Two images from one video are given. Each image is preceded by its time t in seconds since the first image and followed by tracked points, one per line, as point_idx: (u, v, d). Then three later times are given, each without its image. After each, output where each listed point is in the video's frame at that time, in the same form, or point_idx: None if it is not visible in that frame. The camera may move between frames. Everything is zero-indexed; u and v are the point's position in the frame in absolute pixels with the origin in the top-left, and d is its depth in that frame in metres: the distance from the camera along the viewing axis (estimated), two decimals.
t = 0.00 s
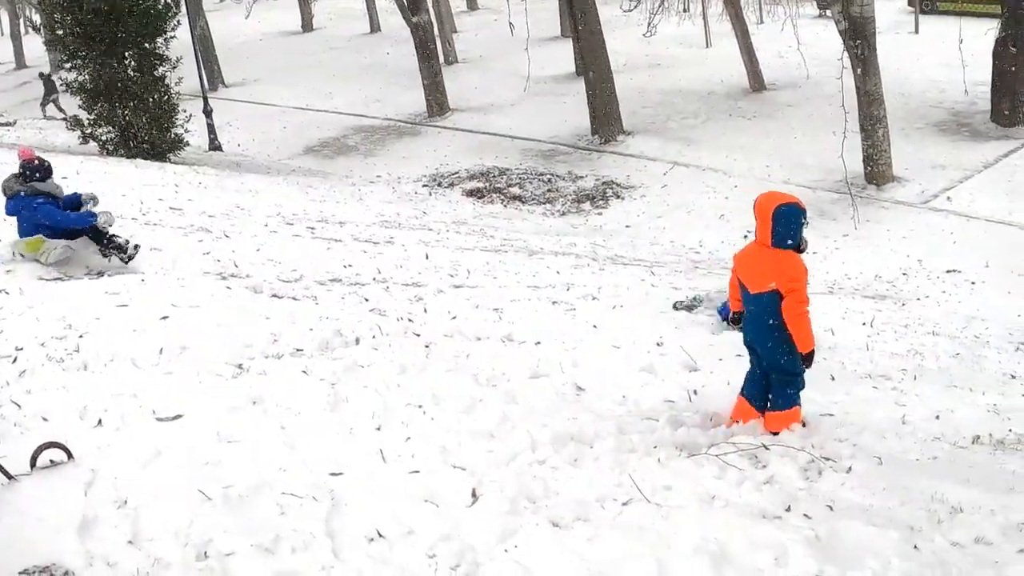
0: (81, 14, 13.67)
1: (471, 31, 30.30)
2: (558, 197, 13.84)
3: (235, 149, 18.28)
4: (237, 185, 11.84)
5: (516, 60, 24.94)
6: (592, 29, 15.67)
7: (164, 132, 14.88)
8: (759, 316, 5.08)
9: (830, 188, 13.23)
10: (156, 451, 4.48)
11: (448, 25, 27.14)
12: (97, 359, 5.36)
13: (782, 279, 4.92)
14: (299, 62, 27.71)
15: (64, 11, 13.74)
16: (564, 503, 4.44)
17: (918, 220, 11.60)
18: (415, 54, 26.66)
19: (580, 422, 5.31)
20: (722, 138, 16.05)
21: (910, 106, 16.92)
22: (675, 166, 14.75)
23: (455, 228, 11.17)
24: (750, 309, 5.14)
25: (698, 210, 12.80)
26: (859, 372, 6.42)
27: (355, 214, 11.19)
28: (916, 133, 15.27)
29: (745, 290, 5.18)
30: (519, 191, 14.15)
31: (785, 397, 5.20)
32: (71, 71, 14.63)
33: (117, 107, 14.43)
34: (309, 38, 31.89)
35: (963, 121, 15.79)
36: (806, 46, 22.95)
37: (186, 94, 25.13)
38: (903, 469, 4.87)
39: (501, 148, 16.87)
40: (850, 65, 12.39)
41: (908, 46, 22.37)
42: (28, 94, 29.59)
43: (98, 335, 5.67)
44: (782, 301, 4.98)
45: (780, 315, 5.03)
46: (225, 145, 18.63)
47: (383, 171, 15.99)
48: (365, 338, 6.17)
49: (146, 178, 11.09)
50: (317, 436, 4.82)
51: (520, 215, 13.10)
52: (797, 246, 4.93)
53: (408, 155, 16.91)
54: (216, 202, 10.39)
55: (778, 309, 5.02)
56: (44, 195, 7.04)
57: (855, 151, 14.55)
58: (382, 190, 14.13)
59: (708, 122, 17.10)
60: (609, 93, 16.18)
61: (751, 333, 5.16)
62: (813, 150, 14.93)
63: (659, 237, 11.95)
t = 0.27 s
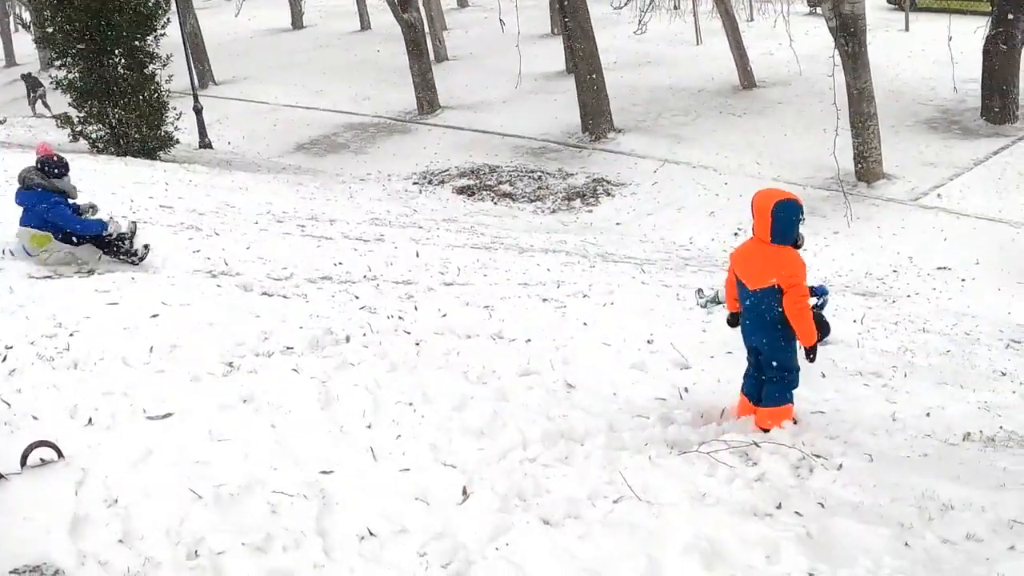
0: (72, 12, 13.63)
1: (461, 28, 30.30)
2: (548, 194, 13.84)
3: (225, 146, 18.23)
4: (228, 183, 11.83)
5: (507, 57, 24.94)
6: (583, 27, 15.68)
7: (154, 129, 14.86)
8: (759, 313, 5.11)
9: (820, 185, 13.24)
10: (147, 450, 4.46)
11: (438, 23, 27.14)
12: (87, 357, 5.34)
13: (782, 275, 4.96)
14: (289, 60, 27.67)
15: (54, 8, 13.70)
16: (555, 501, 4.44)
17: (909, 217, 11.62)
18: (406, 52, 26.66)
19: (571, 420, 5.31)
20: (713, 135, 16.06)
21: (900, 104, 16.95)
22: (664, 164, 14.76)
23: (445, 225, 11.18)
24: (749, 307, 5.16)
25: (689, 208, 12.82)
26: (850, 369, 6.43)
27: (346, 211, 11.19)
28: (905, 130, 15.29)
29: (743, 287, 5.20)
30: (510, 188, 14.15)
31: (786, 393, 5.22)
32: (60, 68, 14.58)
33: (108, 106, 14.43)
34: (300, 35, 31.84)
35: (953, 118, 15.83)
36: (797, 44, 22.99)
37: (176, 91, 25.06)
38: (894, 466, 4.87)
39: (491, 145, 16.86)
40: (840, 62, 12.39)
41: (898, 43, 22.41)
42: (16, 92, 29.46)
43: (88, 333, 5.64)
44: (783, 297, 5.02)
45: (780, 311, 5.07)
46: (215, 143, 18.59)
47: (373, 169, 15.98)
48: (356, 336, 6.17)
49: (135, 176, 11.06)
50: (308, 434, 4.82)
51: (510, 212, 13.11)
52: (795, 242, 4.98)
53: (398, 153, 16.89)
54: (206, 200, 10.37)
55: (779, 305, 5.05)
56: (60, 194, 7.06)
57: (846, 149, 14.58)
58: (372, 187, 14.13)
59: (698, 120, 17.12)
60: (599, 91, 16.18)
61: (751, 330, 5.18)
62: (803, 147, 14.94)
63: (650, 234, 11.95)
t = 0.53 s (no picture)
0: (63, 9, 13.60)
1: (453, 25, 30.29)
2: (540, 191, 13.85)
3: (217, 144, 18.18)
4: (219, 181, 11.80)
5: (499, 55, 24.94)
6: (575, 24, 15.67)
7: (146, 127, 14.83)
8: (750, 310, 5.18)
9: (812, 182, 13.24)
10: (138, 449, 4.44)
11: (430, 20, 27.11)
12: (78, 356, 5.31)
13: (771, 274, 5.02)
14: (280, 57, 27.61)
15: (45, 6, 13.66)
16: (548, 498, 4.43)
17: (901, 214, 11.64)
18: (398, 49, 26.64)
19: (563, 417, 5.31)
20: (705, 132, 16.06)
21: (892, 100, 16.98)
22: (656, 161, 14.76)
23: (437, 222, 11.17)
24: (741, 304, 5.23)
25: (681, 205, 12.84)
26: (842, 366, 6.44)
27: (337, 209, 11.18)
28: (897, 127, 15.32)
29: (734, 286, 5.27)
30: (502, 185, 14.15)
31: (777, 389, 5.29)
32: (52, 66, 14.53)
33: (100, 103, 14.40)
34: (291, 32, 31.79)
35: (945, 115, 15.86)
36: (788, 41, 23.01)
37: (168, 89, 25.01)
38: (885, 463, 4.88)
39: (483, 143, 16.85)
40: (832, 59, 12.40)
41: (890, 40, 22.45)
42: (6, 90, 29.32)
43: (80, 331, 5.62)
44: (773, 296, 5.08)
45: (770, 309, 5.14)
46: (207, 140, 18.54)
47: (365, 166, 15.97)
48: (348, 333, 6.16)
49: (125, 173, 11.01)
50: (299, 432, 4.81)
51: (501, 210, 13.11)
52: (785, 241, 5.03)
53: (390, 150, 16.87)
54: (197, 198, 10.35)
55: (769, 303, 5.12)
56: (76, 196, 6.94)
57: (839, 145, 14.59)
58: (364, 184, 14.11)
59: (690, 117, 17.13)
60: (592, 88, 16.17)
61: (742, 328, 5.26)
62: (795, 144, 14.95)
63: (643, 232, 11.95)
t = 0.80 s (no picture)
0: (55, 7, 13.57)
1: (446, 22, 30.29)
2: (533, 188, 13.86)
3: (209, 142, 18.13)
4: (211, 178, 11.78)
5: (491, 52, 24.95)
6: (567, 21, 15.67)
7: (138, 125, 14.80)
8: (750, 307, 5.16)
9: (805, 178, 13.24)
10: (131, 447, 4.43)
11: (423, 17, 27.11)
12: (71, 354, 5.29)
13: (772, 271, 5.00)
14: (273, 55, 27.58)
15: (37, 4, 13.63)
16: (541, 495, 4.43)
17: (894, 211, 11.66)
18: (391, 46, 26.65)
19: (556, 414, 5.31)
20: (698, 129, 16.07)
21: (884, 97, 17.00)
22: (650, 158, 14.76)
23: (429, 219, 11.17)
24: (739, 301, 5.21)
25: (674, 202, 12.85)
26: (835, 362, 6.46)
27: (329, 206, 11.17)
28: (889, 124, 15.35)
29: (733, 282, 5.24)
30: (495, 182, 14.16)
31: (775, 384, 5.29)
32: (44, 64, 14.49)
33: (92, 101, 14.35)
34: (284, 30, 31.76)
35: (937, 111, 15.89)
36: (781, 38, 23.05)
37: (160, 86, 24.97)
38: (878, 458, 4.89)
39: (476, 140, 16.85)
40: (825, 56, 12.40)
41: (882, 37, 22.49)
42: None
43: (72, 330, 5.60)
44: (773, 292, 5.07)
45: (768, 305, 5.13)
46: (199, 138, 18.49)
47: (357, 163, 15.97)
48: (341, 330, 6.16)
49: (116, 171, 10.98)
50: (292, 430, 4.80)
51: (494, 207, 13.11)
52: (784, 237, 5.01)
53: (383, 148, 16.86)
54: (189, 195, 10.33)
55: (768, 299, 5.10)
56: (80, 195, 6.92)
57: (832, 142, 14.61)
58: (356, 181, 14.11)
59: (683, 114, 17.14)
60: (585, 85, 16.17)
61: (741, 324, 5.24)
62: (788, 140, 14.97)
63: (636, 229, 11.96)
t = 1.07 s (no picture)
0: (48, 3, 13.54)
1: (440, 19, 30.28)
2: (527, 185, 13.87)
3: (203, 138, 18.09)
4: (205, 175, 11.76)
5: (485, 49, 24.95)
6: (561, 18, 15.66)
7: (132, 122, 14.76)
8: (745, 307, 5.20)
9: (799, 175, 13.24)
10: (125, 444, 4.41)
11: (416, 14, 27.08)
12: (65, 351, 5.27)
13: (769, 271, 5.06)
14: (266, 52, 27.55)
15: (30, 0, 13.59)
16: (535, 492, 4.43)
17: (888, 207, 11.68)
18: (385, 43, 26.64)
19: (550, 411, 5.31)
20: (692, 126, 16.08)
21: (878, 94, 17.03)
22: (644, 154, 14.77)
23: (423, 216, 11.17)
24: (734, 302, 5.24)
25: (668, 199, 12.85)
26: (828, 358, 6.47)
27: (322, 203, 11.17)
28: (883, 120, 15.37)
29: (728, 282, 5.28)
30: (489, 179, 14.16)
31: (766, 386, 5.32)
32: (37, 61, 14.45)
33: (86, 98, 14.31)
34: (277, 27, 31.72)
35: (931, 108, 15.91)
36: (774, 35, 23.06)
37: (154, 83, 24.92)
38: (871, 454, 4.89)
39: (470, 137, 16.84)
40: (819, 53, 12.38)
41: (876, 34, 22.52)
42: None
43: (66, 326, 5.57)
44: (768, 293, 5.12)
45: (763, 306, 5.18)
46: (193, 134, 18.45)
47: (351, 160, 15.95)
48: (335, 328, 6.15)
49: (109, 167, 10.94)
50: (286, 427, 4.80)
51: (488, 203, 13.12)
52: (780, 240, 5.09)
53: (378, 145, 16.85)
54: (182, 192, 10.32)
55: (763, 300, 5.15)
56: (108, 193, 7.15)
57: (825, 139, 14.63)
58: (350, 179, 14.10)
59: (677, 110, 17.15)
60: (579, 82, 16.17)
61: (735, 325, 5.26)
62: (782, 137, 14.98)
63: (630, 225, 11.96)
